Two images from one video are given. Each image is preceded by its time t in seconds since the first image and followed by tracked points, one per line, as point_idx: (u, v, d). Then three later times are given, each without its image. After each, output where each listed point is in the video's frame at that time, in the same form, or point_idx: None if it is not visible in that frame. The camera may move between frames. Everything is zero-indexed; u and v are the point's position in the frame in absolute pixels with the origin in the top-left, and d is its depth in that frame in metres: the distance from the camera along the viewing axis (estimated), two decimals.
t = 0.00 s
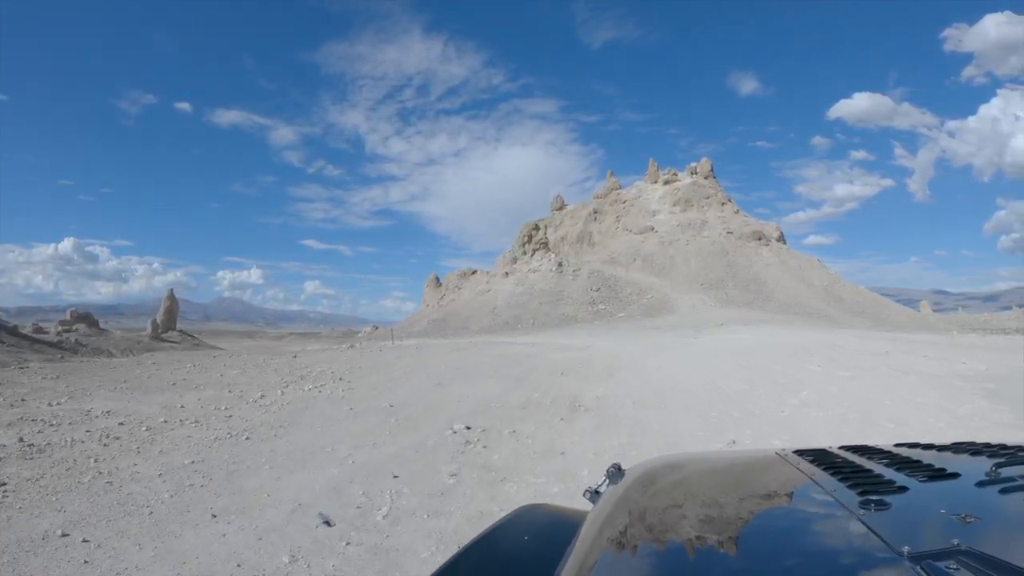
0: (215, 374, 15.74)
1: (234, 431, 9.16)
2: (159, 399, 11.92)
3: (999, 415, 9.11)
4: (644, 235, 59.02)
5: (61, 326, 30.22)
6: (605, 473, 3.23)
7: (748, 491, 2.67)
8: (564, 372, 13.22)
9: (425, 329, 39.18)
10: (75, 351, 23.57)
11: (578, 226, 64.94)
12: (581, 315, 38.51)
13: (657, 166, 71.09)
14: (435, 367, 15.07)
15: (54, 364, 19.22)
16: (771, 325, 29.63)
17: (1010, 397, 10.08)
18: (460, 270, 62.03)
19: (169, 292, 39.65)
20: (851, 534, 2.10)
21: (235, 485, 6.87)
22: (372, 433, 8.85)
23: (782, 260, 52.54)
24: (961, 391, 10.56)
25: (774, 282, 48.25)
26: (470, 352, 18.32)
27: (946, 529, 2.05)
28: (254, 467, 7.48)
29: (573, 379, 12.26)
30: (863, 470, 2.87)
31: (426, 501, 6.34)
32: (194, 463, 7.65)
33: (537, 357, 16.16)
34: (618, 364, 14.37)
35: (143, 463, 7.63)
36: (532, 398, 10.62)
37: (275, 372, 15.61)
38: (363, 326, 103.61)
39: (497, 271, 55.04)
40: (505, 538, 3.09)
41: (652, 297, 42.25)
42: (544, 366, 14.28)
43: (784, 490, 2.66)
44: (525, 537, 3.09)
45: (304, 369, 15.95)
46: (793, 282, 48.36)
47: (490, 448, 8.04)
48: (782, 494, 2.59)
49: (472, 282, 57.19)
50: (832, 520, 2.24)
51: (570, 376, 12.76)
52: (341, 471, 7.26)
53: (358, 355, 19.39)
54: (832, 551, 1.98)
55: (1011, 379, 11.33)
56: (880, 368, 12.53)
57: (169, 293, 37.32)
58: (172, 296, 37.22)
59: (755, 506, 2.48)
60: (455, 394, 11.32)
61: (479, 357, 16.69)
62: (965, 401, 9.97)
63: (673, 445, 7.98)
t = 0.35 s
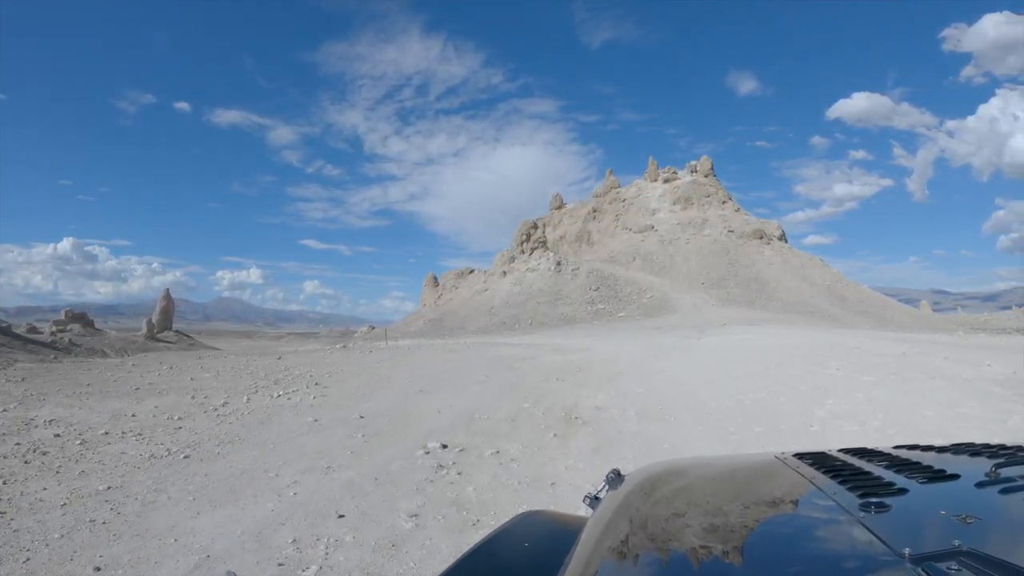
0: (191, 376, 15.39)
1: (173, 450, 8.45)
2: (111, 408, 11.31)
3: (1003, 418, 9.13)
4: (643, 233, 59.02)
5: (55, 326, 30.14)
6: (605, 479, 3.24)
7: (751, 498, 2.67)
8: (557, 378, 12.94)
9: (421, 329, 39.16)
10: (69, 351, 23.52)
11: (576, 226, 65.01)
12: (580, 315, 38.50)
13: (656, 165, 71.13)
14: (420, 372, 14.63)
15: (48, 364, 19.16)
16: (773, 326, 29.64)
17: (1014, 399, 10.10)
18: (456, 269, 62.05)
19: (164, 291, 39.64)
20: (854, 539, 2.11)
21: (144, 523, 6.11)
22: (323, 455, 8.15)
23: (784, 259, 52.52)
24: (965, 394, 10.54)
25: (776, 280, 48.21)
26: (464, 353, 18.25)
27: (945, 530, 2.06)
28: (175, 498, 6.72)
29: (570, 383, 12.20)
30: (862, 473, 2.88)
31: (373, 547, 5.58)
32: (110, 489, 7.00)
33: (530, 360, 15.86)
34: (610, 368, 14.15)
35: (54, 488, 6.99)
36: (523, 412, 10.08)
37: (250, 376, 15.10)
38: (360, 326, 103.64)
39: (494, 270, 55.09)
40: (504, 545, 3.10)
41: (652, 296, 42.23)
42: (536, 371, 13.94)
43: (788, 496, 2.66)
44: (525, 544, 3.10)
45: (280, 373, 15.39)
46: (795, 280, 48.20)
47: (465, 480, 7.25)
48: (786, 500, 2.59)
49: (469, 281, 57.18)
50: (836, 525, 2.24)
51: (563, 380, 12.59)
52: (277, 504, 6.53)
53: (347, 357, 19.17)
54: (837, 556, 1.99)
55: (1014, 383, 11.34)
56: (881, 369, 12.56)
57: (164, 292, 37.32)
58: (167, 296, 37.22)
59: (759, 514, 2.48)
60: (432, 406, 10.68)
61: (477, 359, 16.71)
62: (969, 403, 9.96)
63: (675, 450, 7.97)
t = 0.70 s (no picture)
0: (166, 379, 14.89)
1: (87, 471, 7.41)
2: (50, 416, 10.39)
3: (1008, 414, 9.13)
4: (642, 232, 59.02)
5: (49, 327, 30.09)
6: (602, 485, 3.24)
7: (754, 506, 2.67)
8: (547, 387, 12.25)
9: (417, 330, 39.10)
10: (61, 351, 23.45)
11: (576, 224, 65.09)
12: (578, 315, 38.47)
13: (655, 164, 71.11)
14: (400, 378, 13.84)
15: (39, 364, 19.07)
16: (776, 326, 29.62)
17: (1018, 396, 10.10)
18: (453, 269, 62.01)
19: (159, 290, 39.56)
20: (857, 546, 2.11)
21: None
22: (256, 483, 6.99)
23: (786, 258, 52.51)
24: (965, 390, 10.55)
25: (777, 280, 48.17)
26: (460, 354, 18.27)
27: (945, 534, 2.06)
28: (57, 538, 5.63)
29: (564, 385, 12.12)
30: (859, 476, 2.88)
31: None
32: None
33: (520, 367, 15.17)
34: (602, 375, 13.55)
35: None
36: (506, 430, 9.19)
37: (220, 380, 14.39)
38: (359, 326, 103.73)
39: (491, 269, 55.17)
40: (502, 554, 3.09)
41: (652, 297, 42.22)
42: (526, 378, 13.24)
43: (790, 505, 2.65)
44: (522, 552, 3.10)
45: (250, 378, 14.58)
46: (797, 279, 48.10)
47: (426, 518, 6.13)
48: (792, 508, 2.59)
49: (466, 281, 57.15)
50: (838, 532, 2.24)
51: (556, 389, 11.97)
52: (178, 552, 5.36)
53: (336, 359, 18.84)
54: (840, 563, 2.00)
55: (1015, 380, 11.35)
56: (885, 369, 12.55)
57: (160, 292, 37.37)
58: (163, 296, 37.31)
59: (764, 523, 2.48)
60: (400, 423, 9.71)
61: (475, 360, 16.71)
62: (969, 399, 9.98)
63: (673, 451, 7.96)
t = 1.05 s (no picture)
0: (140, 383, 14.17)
1: None
2: None
3: (1013, 412, 9.09)
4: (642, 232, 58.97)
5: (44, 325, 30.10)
6: (599, 481, 3.23)
7: (753, 502, 2.67)
8: (539, 397, 11.09)
9: (411, 330, 39.08)
10: (54, 351, 23.44)
11: (575, 224, 65.28)
12: (575, 315, 38.37)
13: (655, 163, 71.14)
14: (378, 387, 12.58)
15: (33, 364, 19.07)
16: (780, 326, 29.45)
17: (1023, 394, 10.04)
18: (451, 268, 62.02)
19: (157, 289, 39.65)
20: (851, 543, 2.11)
21: None
22: (165, 526, 5.62)
23: (789, 258, 52.30)
24: (970, 390, 10.54)
25: (780, 279, 47.86)
26: (460, 355, 18.25)
27: (941, 534, 2.06)
28: None
29: (565, 385, 12.03)
30: (857, 476, 2.88)
31: None
32: None
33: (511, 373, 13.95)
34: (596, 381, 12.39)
35: None
36: (488, 454, 7.88)
37: (183, 387, 13.32)
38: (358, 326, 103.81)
39: (489, 269, 55.20)
40: (500, 547, 3.09)
41: (651, 297, 42.11)
42: (516, 387, 12.07)
43: (789, 501, 2.65)
44: (520, 546, 3.10)
45: (216, 386, 13.41)
46: (799, 279, 47.95)
47: None
48: (790, 505, 2.59)
49: (463, 280, 57.12)
50: (834, 529, 2.24)
51: (550, 400, 10.85)
52: None
53: (332, 359, 18.67)
54: (833, 557, 2.02)
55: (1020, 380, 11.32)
56: (888, 369, 12.50)
57: (155, 291, 37.44)
58: (159, 295, 37.39)
59: (761, 519, 2.47)
60: (364, 443, 8.37)
61: (475, 361, 16.68)
62: (974, 399, 9.95)
63: (673, 448, 7.97)
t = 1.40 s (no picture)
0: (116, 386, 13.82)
1: None
2: None
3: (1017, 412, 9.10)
4: (642, 231, 58.97)
5: (37, 325, 30.06)
6: (602, 476, 3.24)
7: (756, 491, 2.68)
8: (531, 408, 10.09)
9: (405, 330, 39.02)
10: (47, 350, 23.41)
11: (574, 223, 65.53)
12: (573, 315, 38.33)
13: (655, 162, 71.08)
14: (346, 397, 11.51)
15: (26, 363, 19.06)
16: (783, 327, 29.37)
17: None
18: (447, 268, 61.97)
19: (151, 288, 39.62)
20: (855, 526, 2.20)
21: None
22: None
23: (790, 257, 52.23)
24: (975, 391, 10.53)
25: (783, 279, 47.67)
26: (461, 357, 18.25)
27: (946, 522, 2.09)
28: None
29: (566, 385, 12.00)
30: (860, 464, 2.88)
31: None
32: None
33: (500, 381, 12.93)
34: (594, 390, 11.44)
35: None
36: (461, 490, 6.55)
37: (138, 394, 12.48)
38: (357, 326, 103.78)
39: (486, 268, 55.20)
40: (504, 545, 3.08)
41: (652, 297, 42.06)
42: (507, 396, 11.09)
43: (793, 488, 2.67)
44: (524, 544, 3.09)
45: (172, 393, 12.58)
46: (801, 279, 47.75)
47: None
48: (794, 493, 2.60)
49: (459, 280, 57.05)
50: (838, 512, 2.33)
51: (543, 411, 9.84)
52: None
53: (330, 360, 18.67)
54: (838, 544, 2.08)
55: None
56: (893, 372, 12.51)
57: (150, 291, 37.38)
58: (154, 294, 37.33)
59: (767, 506, 2.49)
60: (306, 470, 7.20)
61: (473, 362, 16.71)
62: (979, 398, 9.94)
63: (680, 443, 7.97)
